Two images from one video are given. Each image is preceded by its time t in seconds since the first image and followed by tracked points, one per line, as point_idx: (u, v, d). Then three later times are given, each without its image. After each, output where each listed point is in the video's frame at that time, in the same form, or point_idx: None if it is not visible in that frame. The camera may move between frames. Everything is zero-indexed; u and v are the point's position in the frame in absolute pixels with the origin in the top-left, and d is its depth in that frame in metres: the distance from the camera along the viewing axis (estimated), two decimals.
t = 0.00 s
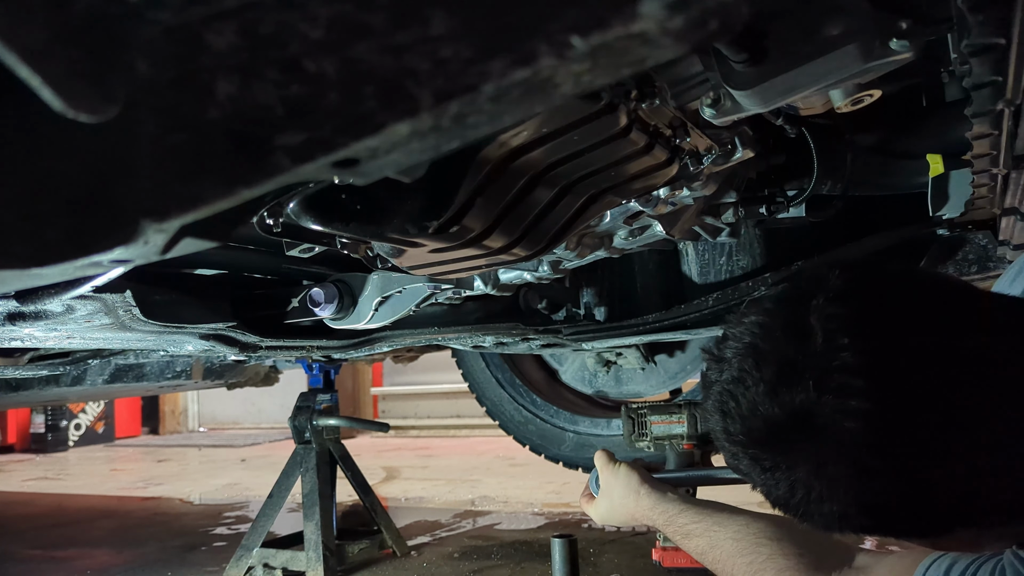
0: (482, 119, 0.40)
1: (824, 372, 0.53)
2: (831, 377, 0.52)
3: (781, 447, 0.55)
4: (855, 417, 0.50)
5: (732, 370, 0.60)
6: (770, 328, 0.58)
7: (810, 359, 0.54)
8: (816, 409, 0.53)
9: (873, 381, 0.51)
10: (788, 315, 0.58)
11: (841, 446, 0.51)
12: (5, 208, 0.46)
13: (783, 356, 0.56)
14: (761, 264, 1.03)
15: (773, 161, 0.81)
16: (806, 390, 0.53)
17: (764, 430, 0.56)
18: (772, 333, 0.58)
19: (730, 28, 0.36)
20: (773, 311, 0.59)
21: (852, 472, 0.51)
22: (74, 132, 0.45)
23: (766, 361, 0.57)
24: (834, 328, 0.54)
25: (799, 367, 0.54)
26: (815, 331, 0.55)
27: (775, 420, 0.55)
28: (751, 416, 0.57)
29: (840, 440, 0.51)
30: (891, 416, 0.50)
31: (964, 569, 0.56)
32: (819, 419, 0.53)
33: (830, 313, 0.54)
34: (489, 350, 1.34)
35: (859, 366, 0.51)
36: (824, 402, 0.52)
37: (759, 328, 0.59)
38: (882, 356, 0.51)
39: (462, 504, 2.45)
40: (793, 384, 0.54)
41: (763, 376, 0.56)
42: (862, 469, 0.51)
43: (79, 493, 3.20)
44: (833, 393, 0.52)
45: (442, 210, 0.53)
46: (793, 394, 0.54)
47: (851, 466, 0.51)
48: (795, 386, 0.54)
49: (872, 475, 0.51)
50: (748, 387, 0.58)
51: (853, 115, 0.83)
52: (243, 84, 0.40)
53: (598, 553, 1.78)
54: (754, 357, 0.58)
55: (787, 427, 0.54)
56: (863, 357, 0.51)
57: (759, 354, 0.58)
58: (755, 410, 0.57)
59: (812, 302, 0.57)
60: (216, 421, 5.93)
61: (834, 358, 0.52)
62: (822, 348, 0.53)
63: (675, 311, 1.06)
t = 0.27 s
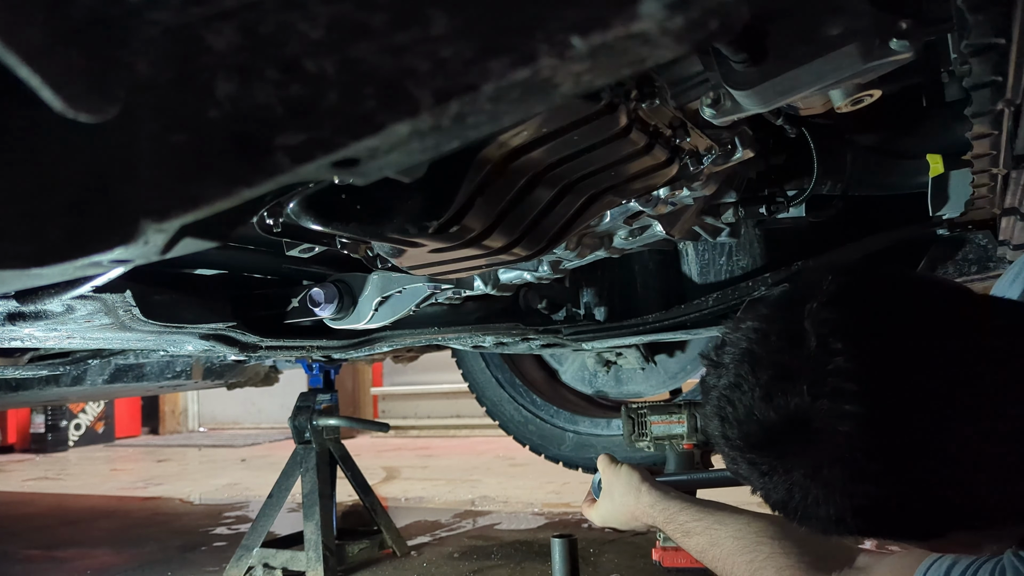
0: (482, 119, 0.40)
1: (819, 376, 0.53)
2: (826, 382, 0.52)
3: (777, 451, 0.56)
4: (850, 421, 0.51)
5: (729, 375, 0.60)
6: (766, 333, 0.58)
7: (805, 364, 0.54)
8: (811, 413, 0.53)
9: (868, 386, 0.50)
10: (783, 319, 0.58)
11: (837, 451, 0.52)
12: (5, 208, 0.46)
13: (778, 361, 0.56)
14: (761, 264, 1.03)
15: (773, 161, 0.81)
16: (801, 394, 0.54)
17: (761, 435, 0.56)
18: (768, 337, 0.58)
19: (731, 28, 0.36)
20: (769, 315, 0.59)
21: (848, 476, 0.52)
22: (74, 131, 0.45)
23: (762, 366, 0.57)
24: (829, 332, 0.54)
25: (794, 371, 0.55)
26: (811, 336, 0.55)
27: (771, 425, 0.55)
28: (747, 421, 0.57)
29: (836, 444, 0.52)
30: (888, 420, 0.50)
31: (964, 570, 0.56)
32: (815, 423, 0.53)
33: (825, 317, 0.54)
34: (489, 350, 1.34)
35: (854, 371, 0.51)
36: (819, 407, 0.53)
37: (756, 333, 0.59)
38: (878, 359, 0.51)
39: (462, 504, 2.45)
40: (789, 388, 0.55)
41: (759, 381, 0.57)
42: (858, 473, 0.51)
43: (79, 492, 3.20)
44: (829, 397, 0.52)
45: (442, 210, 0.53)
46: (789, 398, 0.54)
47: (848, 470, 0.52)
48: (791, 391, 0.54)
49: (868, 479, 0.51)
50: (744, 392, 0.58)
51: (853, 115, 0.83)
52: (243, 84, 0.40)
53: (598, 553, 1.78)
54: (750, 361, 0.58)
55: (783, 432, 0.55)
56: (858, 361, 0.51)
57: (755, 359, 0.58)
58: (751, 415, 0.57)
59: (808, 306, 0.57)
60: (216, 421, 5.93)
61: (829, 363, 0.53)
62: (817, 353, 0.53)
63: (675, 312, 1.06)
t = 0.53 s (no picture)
0: (482, 119, 0.40)
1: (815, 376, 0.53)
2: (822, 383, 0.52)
3: (775, 451, 0.56)
4: (847, 421, 0.50)
5: (728, 375, 0.60)
6: (763, 335, 0.58)
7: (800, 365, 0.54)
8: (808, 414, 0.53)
9: (865, 384, 0.50)
10: (781, 321, 0.58)
11: (834, 450, 0.52)
12: (5, 208, 0.46)
13: (774, 362, 0.56)
14: (761, 264, 1.03)
15: (773, 160, 0.81)
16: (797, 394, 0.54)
17: (757, 435, 0.56)
18: (766, 339, 0.58)
19: (731, 28, 0.36)
20: (767, 317, 0.59)
21: (842, 477, 0.51)
22: (74, 131, 0.45)
23: (759, 367, 0.57)
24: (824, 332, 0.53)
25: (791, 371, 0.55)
26: (807, 337, 0.55)
27: (768, 425, 0.55)
28: (745, 420, 0.58)
29: (833, 444, 0.52)
30: (883, 420, 0.50)
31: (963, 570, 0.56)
32: (811, 423, 0.53)
33: (822, 318, 0.54)
34: (489, 350, 1.34)
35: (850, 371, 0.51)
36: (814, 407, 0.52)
37: (752, 335, 0.60)
38: (874, 359, 0.51)
39: (462, 504, 2.45)
40: (786, 388, 0.55)
41: (757, 381, 0.57)
42: (855, 473, 0.51)
43: (79, 492, 3.20)
44: (826, 398, 0.52)
45: (442, 210, 0.53)
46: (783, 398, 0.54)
47: (844, 470, 0.51)
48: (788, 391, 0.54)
49: (865, 479, 0.50)
50: (743, 393, 0.58)
51: (853, 115, 0.83)
52: (243, 84, 0.40)
53: (598, 553, 1.78)
54: (747, 361, 0.58)
55: (779, 432, 0.55)
56: (856, 361, 0.51)
57: (752, 360, 0.58)
58: (750, 415, 0.57)
59: (804, 307, 0.57)
60: (216, 421, 5.93)
61: (825, 363, 0.52)
62: (813, 353, 0.53)
63: (675, 312, 1.06)
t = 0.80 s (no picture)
0: (482, 119, 0.40)
1: (811, 380, 0.53)
2: (818, 386, 0.52)
3: (773, 454, 0.56)
4: (844, 424, 0.50)
5: (727, 379, 0.61)
6: (761, 338, 0.58)
7: (796, 368, 0.54)
8: (805, 417, 0.53)
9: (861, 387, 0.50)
10: (778, 324, 0.58)
11: (831, 453, 0.52)
12: (5, 208, 0.46)
13: (771, 364, 0.56)
14: (761, 264, 1.03)
15: (773, 160, 0.81)
16: (794, 397, 0.54)
17: (755, 437, 0.57)
18: (763, 342, 0.58)
19: (731, 27, 0.36)
20: (765, 321, 0.60)
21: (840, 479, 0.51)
22: (73, 132, 0.45)
23: (756, 370, 0.57)
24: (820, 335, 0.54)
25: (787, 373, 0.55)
26: (803, 340, 0.55)
27: (766, 427, 0.55)
28: (743, 422, 0.58)
29: (830, 447, 0.52)
30: (880, 422, 0.50)
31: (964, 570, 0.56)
32: (808, 425, 0.53)
33: (819, 321, 0.54)
34: (489, 350, 1.34)
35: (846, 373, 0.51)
36: (811, 409, 0.53)
37: (750, 339, 0.60)
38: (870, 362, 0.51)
39: (462, 504, 2.45)
40: (783, 391, 0.55)
41: (755, 384, 0.57)
42: (852, 476, 0.51)
43: (79, 492, 3.20)
44: (823, 400, 0.52)
45: (442, 210, 0.53)
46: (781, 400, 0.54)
47: (841, 472, 0.51)
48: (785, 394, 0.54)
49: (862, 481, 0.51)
50: (741, 396, 0.58)
51: (853, 115, 0.83)
52: (243, 84, 0.40)
53: (598, 553, 1.78)
54: (745, 364, 0.59)
55: (777, 435, 0.55)
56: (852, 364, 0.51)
57: (750, 363, 0.58)
58: (747, 418, 0.57)
59: (801, 310, 0.57)
60: (216, 421, 5.93)
61: (821, 366, 0.52)
62: (809, 356, 0.54)
63: (675, 311, 1.06)
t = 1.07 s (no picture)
0: (482, 119, 0.40)
1: (808, 383, 0.53)
2: (815, 389, 0.52)
3: (771, 457, 0.56)
4: (841, 427, 0.50)
5: (725, 383, 0.61)
6: (759, 341, 0.58)
7: (793, 371, 0.54)
8: (802, 420, 0.53)
9: (858, 390, 0.50)
10: (776, 328, 0.58)
11: (829, 456, 0.52)
12: (4, 208, 0.46)
13: (768, 368, 0.56)
14: (761, 264, 1.03)
15: (773, 160, 0.81)
16: (791, 401, 0.54)
17: (753, 440, 0.57)
18: (761, 345, 0.58)
19: (731, 28, 0.36)
20: (763, 324, 0.60)
21: (837, 482, 0.51)
22: (73, 132, 0.45)
23: (754, 374, 0.57)
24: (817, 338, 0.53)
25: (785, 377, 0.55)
26: (800, 343, 0.55)
27: (763, 431, 0.55)
28: (741, 426, 0.58)
29: (827, 450, 0.52)
30: (877, 426, 0.50)
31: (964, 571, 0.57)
32: (806, 429, 0.53)
33: (816, 324, 0.54)
34: (489, 350, 1.34)
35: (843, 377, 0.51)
36: (808, 413, 0.53)
37: (748, 342, 0.60)
38: (867, 365, 0.51)
39: (462, 504, 2.45)
40: (780, 394, 0.55)
41: (752, 388, 0.57)
42: (850, 479, 0.51)
43: (79, 493, 3.20)
44: (820, 404, 0.52)
45: (442, 210, 0.53)
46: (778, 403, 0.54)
47: (838, 476, 0.51)
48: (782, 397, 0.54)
49: (859, 484, 0.50)
50: (739, 400, 0.58)
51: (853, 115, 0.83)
52: (243, 84, 0.40)
53: (598, 553, 1.78)
54: (743, 368, 0.59)
55: (774, 438, 0.55)
56: (849, 367, 0.51)
57: (748, 367, 0.58)
58: (746, 422, 0.57)
59: (798, 314, 0.57)
60: (216, 421, 5.93)
61: (818, 370, 0.52)
62: (806, 360, 0.54)
63: (675, 311, 1.06)
